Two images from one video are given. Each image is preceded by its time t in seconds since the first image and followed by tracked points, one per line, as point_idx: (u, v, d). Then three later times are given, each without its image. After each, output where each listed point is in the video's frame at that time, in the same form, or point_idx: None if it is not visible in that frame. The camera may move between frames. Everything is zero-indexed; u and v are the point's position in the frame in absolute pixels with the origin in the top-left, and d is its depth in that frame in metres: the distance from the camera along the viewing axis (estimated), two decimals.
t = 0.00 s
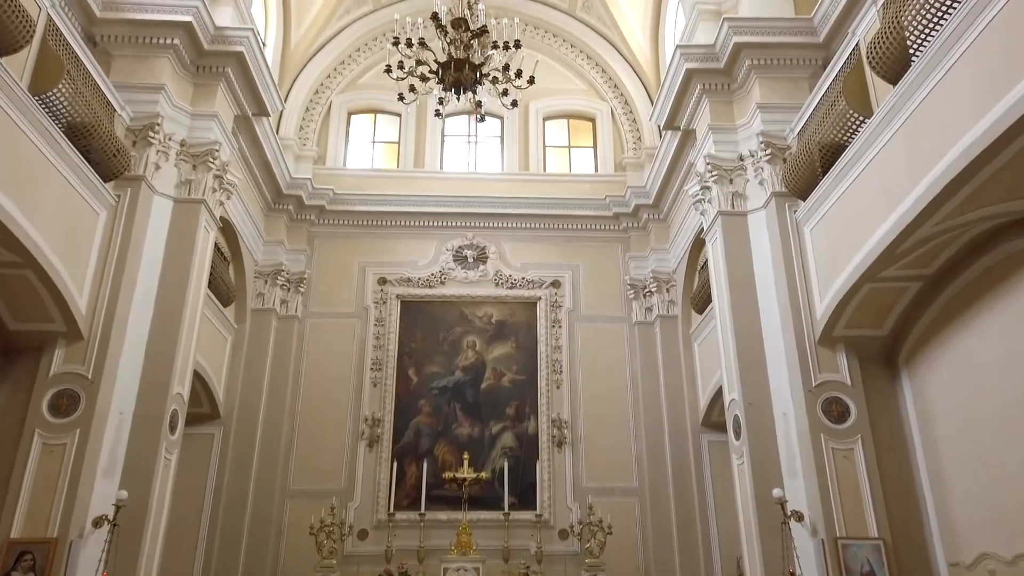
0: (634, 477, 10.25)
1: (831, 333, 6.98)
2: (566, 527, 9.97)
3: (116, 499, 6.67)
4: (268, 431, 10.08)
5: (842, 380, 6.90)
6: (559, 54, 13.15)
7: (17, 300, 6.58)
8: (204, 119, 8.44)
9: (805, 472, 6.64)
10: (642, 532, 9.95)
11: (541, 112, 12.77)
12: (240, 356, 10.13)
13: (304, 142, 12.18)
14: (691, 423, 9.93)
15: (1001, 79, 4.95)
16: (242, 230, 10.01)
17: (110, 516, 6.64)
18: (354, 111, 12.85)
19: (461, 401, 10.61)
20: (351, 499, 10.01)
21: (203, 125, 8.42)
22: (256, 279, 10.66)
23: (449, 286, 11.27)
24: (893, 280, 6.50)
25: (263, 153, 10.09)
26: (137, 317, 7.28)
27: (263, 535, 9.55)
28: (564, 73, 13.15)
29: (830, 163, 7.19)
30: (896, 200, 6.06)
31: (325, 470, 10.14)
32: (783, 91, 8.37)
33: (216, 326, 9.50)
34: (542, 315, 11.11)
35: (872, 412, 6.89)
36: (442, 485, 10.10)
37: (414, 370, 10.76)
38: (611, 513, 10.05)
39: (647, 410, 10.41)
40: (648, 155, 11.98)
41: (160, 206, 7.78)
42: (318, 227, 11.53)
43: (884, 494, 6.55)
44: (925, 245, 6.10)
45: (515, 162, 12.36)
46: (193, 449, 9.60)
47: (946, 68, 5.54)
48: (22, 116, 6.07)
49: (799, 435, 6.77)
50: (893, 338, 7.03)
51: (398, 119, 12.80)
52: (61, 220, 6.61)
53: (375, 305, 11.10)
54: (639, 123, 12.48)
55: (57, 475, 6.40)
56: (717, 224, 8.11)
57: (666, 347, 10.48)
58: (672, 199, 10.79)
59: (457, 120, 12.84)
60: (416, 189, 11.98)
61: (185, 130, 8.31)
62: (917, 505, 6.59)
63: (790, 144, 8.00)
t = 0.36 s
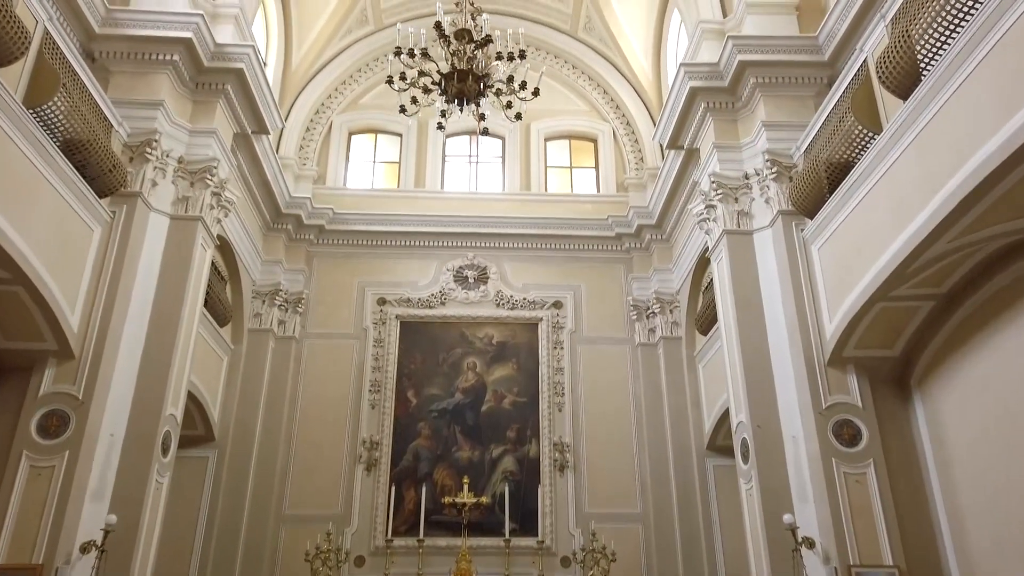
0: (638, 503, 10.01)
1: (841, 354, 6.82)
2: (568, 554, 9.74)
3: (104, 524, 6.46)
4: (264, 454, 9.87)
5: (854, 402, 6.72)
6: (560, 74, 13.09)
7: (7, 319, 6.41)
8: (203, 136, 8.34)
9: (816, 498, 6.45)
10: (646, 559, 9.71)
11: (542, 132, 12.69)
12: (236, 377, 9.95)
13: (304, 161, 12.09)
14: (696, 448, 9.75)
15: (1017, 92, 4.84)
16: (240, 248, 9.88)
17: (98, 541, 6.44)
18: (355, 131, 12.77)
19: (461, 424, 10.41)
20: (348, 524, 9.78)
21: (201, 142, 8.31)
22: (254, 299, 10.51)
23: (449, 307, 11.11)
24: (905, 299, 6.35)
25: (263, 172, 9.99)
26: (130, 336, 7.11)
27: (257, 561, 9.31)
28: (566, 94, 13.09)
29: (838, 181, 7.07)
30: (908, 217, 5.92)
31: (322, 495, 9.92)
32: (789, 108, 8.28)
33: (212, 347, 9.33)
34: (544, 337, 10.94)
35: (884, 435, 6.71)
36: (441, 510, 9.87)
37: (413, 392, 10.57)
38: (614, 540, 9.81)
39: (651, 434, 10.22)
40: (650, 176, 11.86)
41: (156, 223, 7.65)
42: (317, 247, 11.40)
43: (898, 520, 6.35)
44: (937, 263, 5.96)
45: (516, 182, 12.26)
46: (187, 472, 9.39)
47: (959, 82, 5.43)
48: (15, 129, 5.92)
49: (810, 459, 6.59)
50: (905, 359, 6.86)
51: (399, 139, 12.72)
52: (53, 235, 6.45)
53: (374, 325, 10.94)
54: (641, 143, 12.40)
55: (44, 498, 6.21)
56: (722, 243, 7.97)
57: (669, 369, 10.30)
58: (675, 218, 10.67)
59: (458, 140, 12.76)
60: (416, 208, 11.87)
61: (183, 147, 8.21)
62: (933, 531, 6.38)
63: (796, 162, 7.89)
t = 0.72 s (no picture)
0: (641, 529, 9.76)
1: (849, 373, 6.65)
2: None
3: (88, 549, 6.24)
4: (257, 477, 9.65)
5: (863, 422, 6.55)
6: (560, 95, 13.04)
7: None
8: (198, 153, 8.23)
9: (825, 521, 6.25)
10: None
11: (542, 152, 12.61)
12: (230, 399, 9.77)
13: (302, 182, 11.99)
14: (699, 471, 9.55)
15: None
16: (234, 267, 9.73)
17: (81, 567, 6.21)
18: (353, 151, 12.69)
19: (459, 447, 10.20)
20: (342, 550, 9.52)
21: (197, 158, 8.21)
22: (248, 319, 10.34)
23: (447, 327, 10.94)
24: (914, 316, 6.20)
25: (259, 190, 9.88)
26: (119, 354, 6.94)
27: None
28: (565, 114, 13.04)
29: (843, 197, 6.95)
30: (917, 232, 5.79)
31: (316, 520, 9.68)
32: (792, 125, 8.17)
33: (205, 367, 9.15)
34: (543, 358, 10.76)
35: (895, 456, 6.53)
36: (438, 536, 9.63)
37: (410, 415, 10.36)
38: (616, 566, 9.56)
39: (653, 457, 10.00)
40: (650, 196, 11.76)
41: (149, 240, 7.50)
42: (314, 267, 11.26)
43: (910, 545, 6.15)
44: (948, 278, 5.82)
45: (516, 202, 12.16)
46: (178, 497, 9.18)
47: (966, 94, 5.32)
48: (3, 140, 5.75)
49: (818, 482, 6.40)
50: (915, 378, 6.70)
51: (397, 159, 12.63)
52: (40, 250, 6.27)
53: (371, 346, 10.76)
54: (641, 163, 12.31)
55: (27, 522, 6.01)
56: (725, 261, 7.84)
57: (672, 391, 10.13)
58: (676, 238, 10.56)
59: (456, 160, 12.68)
60: (414, 228, 11.75)
61: (178, 163, 8.09)
62: (947, 556, 6.16)
63: (799, 179, 7.77)
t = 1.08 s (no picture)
0: (644, 555, 9.48)
1: (859, 391, 6.46)
2: None
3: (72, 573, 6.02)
4: (250, 501, 9.41)
5: (873, 442, 6.35)
6: (560, 114, 12.96)
7: None
8: (193, 168, 8.10)
9: (836, 545, 6.04)
10: None
11: (542, 171, 12.51)
12: (222, 421, 9.56)
13: (299, 200, 11.87)
14: (703, 494, 9.32)
15: None
16: (229, 285, 9.56)
17: None
18: (352, 170, 12.58)
19: (457, 469, 9.97)
20: None
21: (191, 173, 8.06)
22: (243, 338, 10.16)
23: (446, 347, 10.75)
24: (925, 331, 6.02)
25: (255, 207, 9.75)
26: (108, 371, 6.76)
27: None
28: (565, 134, 12.96)
29: (850, 211, 6.81)
30: (927, 245, 5.63)
31: (310, 545, 9.42)
32: (796, 139, 8.05)
33: (197, 387, 8.95)
34: (543, 379, 10.56)
35: (907, 477, 6.32)
36: (435, 561, 9.37)
37: (407, 437, 10.14)
38: None
39: (656, 480, 9.77)
40: (651, 215, 11.64)
41: (141, 256, 7.35)
42: (310, 286, 11.09)
43: (925, 569, 5.92)
44: (959, 292, 5.65)
45: (515, 222, 12.03)
46: (168, 521, 8.94)
47: (975, 103, 5.19)
48: None
49: (828, 504, 6.19)
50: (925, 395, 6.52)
51: (396, 178, 12.52)
52: (27, 264, 6.06)
53: (368, 366, 10.56)
54: (642, 183, 12.20)
55: (8, 545, 5.80)
56: (729, 277, 7.68)
57: (674, 413, 9.92)
58: (678, 256, 10.42)
59: (456, 179, 12.58)
60: (412, 247, 11.60)
61: (172, 178, 7.97)
62: None
63: (804, 194, 7.64)
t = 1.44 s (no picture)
0: None
1: (871, 409, 6.28)
2: None
3: None
4: (245, 524, 9.17)
5: (887, 461, 6.15)
6: (562, 133, 12.87)
7: None
8: (191, 182, 7.97)
9: (851, 569, 5.83)
10: None
11: (544, 189, 12.40)
12: (217, 441, 9.35)
13: (299, 218, 11.75)
14: (710, 519, 9.10)
15: None
16: (226, 302, 9.41)
17: None
18: (352, 189, 12.48)
19: (457, 492, 9.74)
20: None
21: (188, 187, 7.94)
22: (240, 357, 9.98)
23: (446, 367, 10.57)
24: (939, 346, 5.85)
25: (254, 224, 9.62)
26: (99, 388, 6.57)
27: None
28: (567, 152, 12.87)
29: (859, 224, 6.67)
30: (940, 257, 5.48)
31: (305, 570, 9.16)
32: (803, 153, 7.93)
33: (192, 406, 8.76)
34: (545, 399, 10.37)
35: (923, 498, 6.11)
36: None
37: (406, 458, 9.92)
38: None
39: (661, 503, 9.54)
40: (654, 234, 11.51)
41: (135, 270, 7.20)
42: (309, 304, 10.94)
43: None
44: (975, 305, 5.49)
45: (517, 241, 11.89)
46: (160, 544, 8.70)
47: (988, 111, 5.05)
48: None
49: (842, 526, 5.99)
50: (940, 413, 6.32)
51: (397, 197, 12.41)
52: (17, 277, 5.87)
53: (367, 386, 10.37)
54: (645, 202, 12.09)
55: None
56: (736, 293, 7.52)
57: (679, 434, 9.72)
58: (682, 274, 10.28)
59: (457, 198, 12.47)
60: (413, 265, 11.46)
61: (169, 192, 7.84)
62: None
63: (811, 208, 7.51)
